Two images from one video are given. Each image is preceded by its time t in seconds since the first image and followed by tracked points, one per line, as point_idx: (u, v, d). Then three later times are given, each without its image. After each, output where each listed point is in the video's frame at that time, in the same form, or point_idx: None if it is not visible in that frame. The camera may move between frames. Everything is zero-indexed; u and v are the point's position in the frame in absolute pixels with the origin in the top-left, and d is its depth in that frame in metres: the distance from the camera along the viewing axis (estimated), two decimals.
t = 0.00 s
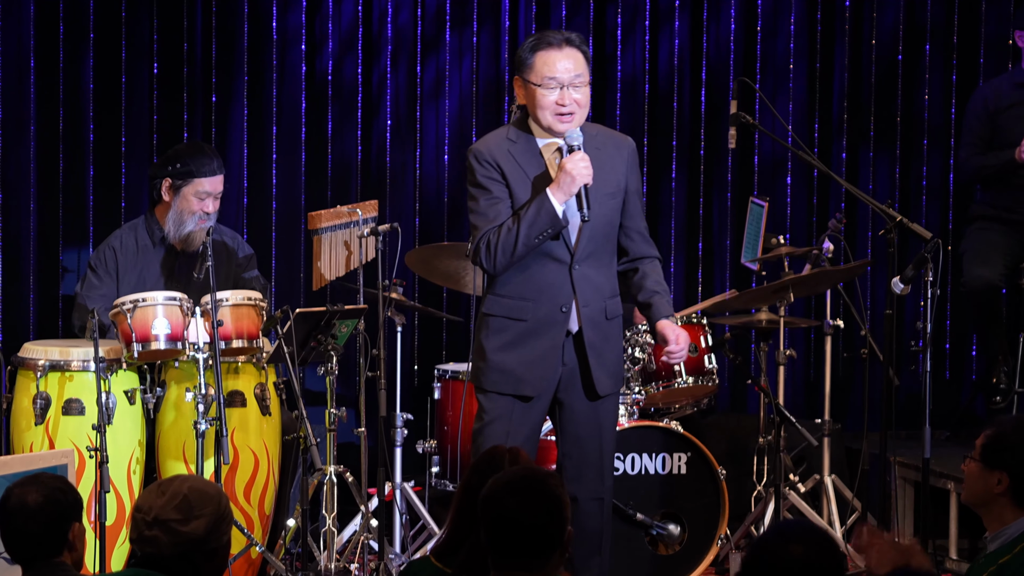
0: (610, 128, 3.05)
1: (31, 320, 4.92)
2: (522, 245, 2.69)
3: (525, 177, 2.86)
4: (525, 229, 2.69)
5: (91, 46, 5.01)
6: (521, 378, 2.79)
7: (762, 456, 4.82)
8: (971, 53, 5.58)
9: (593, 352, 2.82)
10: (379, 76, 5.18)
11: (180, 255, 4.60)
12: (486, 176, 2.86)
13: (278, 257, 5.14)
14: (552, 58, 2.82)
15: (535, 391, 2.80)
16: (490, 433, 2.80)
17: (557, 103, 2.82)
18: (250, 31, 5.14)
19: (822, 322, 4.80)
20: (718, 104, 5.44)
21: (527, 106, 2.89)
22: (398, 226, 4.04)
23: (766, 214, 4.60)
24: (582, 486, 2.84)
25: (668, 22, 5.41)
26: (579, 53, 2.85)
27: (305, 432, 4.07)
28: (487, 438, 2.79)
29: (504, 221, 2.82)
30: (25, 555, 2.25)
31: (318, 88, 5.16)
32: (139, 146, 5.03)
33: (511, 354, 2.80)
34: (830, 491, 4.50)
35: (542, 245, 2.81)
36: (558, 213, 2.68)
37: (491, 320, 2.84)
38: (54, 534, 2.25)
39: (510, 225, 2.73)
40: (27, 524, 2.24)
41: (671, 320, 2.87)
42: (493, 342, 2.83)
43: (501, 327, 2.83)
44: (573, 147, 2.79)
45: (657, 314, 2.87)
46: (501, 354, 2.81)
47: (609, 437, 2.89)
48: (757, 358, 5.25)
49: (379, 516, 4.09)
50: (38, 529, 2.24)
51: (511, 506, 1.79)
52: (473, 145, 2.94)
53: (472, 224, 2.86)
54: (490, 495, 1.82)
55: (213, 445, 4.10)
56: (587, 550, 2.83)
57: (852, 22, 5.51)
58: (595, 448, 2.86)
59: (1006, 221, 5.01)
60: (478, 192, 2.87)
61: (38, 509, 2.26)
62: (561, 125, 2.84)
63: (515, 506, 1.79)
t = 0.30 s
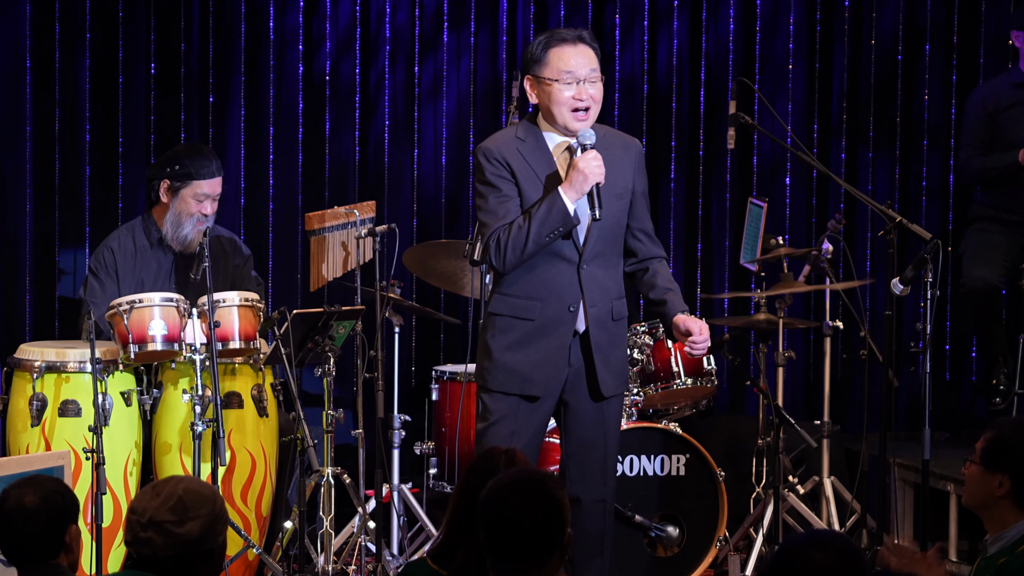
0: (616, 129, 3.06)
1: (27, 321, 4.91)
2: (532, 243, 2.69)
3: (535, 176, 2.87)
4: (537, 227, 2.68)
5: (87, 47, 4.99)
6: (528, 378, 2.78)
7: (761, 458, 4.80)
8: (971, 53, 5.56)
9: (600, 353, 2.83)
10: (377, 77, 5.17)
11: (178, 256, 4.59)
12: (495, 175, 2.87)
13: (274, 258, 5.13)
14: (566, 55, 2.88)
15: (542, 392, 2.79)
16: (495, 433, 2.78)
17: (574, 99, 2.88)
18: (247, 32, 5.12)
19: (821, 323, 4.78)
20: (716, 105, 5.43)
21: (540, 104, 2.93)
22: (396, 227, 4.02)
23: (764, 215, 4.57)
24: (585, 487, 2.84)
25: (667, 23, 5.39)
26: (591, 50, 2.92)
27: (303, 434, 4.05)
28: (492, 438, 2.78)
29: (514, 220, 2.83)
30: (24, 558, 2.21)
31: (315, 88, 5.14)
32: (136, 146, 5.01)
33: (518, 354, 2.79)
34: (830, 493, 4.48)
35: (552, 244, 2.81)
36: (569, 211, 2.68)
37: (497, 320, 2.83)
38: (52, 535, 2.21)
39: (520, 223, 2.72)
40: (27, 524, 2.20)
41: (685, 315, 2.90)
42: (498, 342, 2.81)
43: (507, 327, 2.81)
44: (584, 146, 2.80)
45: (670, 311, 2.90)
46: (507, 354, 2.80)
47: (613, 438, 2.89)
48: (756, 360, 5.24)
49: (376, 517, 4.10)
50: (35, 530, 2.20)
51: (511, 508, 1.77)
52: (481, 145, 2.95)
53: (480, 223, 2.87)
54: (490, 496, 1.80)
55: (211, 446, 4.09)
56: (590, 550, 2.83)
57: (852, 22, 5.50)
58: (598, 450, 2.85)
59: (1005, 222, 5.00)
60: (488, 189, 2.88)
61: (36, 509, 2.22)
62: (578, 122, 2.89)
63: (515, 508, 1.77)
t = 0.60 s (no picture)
0: (619, 130, 3.05)
1: (23, 322, 4.89)
2: (539, 242, 2.67)
3: (540, 175, 2.86)
4: (544, 226, 2.67)
5: (84, 47, 4.97)
6: (532, 379, 2.76)
7: (760, 460, 4.78)
8: (971, 53, 5.54)
9: (604, 354, 2.81)
10: (375, 77, 5.15)
11: (176, 256, 4.57)
12: (500, 174, 2.85)
13: (271, 259, 5.11)
14: (568, 53, 2.88)
15: (546, 393, 2.78)
16: (497, 435, 2.76)
17: (576, 96, 2.86)
18: (244, 32, 5.10)
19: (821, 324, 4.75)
20: (715, 105, 5.41)
21: (543, 104, 2.92)
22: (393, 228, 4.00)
23: (764, 216, 4.54)
24: (586, 488, 2.82)
25: (665, 23, 5.38)
26: (594, 48, 2.92)
27: (300, 435, 4.03)
28: (495, 439, 2.76)
29: (519, 219, 2.81)
30: (15, 562, 2.17)
31: (312, 88, 5.13)
32: (133, 147, 4.99)
33: (522, 355, 2.77)
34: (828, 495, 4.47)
35: (557, 244, 2.80)
36: (577, 211, 2.67)
37: (500, 320, 2.81)
38: (45, 537, 2.18)
39: (527, 222, 2.70)
40: (17, 529, 2.16)
41: (680, 322, 2.88)
42: (502, 342, 2.79)
43: (511, 327, 2.80)
44: (592, 145, 2.82)
45: (665, 318, 2.89)
46: (510, 354, 2.78)
47: (615, 439, 2.88)
48: (755, 361, 5.23)
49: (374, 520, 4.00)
50: (29, 533, 2.16)
51: (507, 511, 1.75)
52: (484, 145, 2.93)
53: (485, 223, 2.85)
54: (485, 501, 1.78)
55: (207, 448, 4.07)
56: (590, 551, 2.82)
57: (851, 23, 5.48)
58: (600, 452, 2.84)
59: (1004, 223, 4.98)
60: (493, 189, 2.86)
61: (26, 512, 2.17)
62: (581, 120, 2.88)
63: (511, 512, 1.75)
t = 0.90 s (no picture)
0: (620, 131, 3.03)
1: (19, 323, 4.88)
2: (544, 242, 2.65)
3: (543, 175, 2.84)
4: (548, 226, 2.65)
5: (80, 47, 4.95)
6: (534, 380, 2.74)
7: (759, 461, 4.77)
8: (970, 53, 5.52)
9: (606, 355, 2.80)
10: (372, 77, 5.13)
11: (174, 256, 4.55)
12: (503, 175, 2.84)
13: (269, 260, 5.10)
14: (571, 53, 2.86)
15: (549, 394, 2.76)
16: (498, 436, 2.74)
17: (580, 96, 2.84)
18: (242, 32, 5.08)
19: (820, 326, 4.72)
20: (714, 105, 5.40)
21: (546, 104, 2.90)
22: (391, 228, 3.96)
23: (762, 216, 4.52)
24: (586, 489, 2.80)
25: (664, 23, 5.36)
26: (597, 49, 2.90)
27: (298, 437, 4.01)
28: (497, 440, 2.74)
29: (522, 220, 2.79)
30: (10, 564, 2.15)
31: (310, 89, 5.12)
32: (130, 147, 4.98)
33: (524, 356, 2.76)
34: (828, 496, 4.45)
35: (561, 245, 2.78)
36: (581, 210, 2.65)
37: (503, 321, 2.79)
38: (37, 539, 2.16)
39: (531, 222, 2.69)
40: (10, 530, 2.13)
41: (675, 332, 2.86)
42: (504, 343, 2.78)
43: (514, 328, 2.78)
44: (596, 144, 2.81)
45: (661, 327, 2.87)
46: (513, 355, 2.76)
47: (616, 439, 2.86)
48: (754, 363, 5.21)
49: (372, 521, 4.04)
50: (21, 535, 2.14)
51: (505, 512, 1.74)
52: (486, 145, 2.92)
53: (488, 223, 2.83)
54: (483, 502, 1.76)
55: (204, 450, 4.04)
56: (589, 553, 2.80)
57: (850, 23, 5.47)
58: (600, 454, 2.82)
59: (1004, 224, 4.96)
60: (496, 189, 2.84)
61: (19, 514, 2.15)
62: (584, 120, 2.86)
63: (510, 512, 1.74)
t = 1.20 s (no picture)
0: (620, 131, 3.02)
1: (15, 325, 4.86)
2: (545, 243, 2.63)
3: (544, 177, 2.82)
4: (550, 228, 2.63)
5: (76, 47, 4.93)
6: (535, 381, 2.73)
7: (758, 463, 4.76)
8: (970, 54, 5.51)
9: (608, 356, 2.78)
10: (370, 78, 5.11)
11: (170, 256, 4.54)
12: (504, 176, 2.82)
13: (266, 261, 5.08)
14: (572, 54, 2.85)
15: (549, 395, 2.74)
16: (499, 437, 2.72)
17: (580, 97, 2.82)
18: (238, 32, 5.06)
19: (819, 327, 4.68)
20: (712, 105, 5.38)
21: (546, 105, 2.88)
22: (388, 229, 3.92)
23: (761, 217, 4.51)
24: (585, 491, 2.79)
25: (662, 23, 5.35)
26: (598, 50, 2.89)
27: (295, 438, 3.99)
28: (497, 441, 2.72)
29: (523, 221, 2.78)
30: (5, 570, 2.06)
31: (307, 89, 5.10)
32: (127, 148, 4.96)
33: (525, 357, 2.74)
34: (827, 498, 4.44)
35: (562, 246, 2.77)
36: (582, 212, 2.64)
37: (503, 322, 2.78)
38: (34, 543, 2.09)
39: (532, 223, 2.67)
40: (7, 535, 2.06)
41: (679, 333, 2.86)
42: (505, 344, 2.76)
43: (515, 330, 2.77)
44: (596, 145, 2.75)
45: (665, 328, 2.87)
46: (514, 357, 2.75)
47: (616, 441, 2.85)
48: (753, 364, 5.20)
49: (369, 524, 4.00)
50: (18, 539, 2.07)
51: (505, 515, 1.72)
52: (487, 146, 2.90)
53: (489, 224, 2.81)
54: (483, 505, 1.74)
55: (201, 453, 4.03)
56: (588, 555, 2.78)
57: (849, 23, 5.45)
58: (600, 455, 2.80)
59: (1004, 225, 4.95)
60: (497, 190, 2.82)
61: (17, 518, 2.08)
62: (585, 120, 2.84)
63: (509, 515, 1.72)
